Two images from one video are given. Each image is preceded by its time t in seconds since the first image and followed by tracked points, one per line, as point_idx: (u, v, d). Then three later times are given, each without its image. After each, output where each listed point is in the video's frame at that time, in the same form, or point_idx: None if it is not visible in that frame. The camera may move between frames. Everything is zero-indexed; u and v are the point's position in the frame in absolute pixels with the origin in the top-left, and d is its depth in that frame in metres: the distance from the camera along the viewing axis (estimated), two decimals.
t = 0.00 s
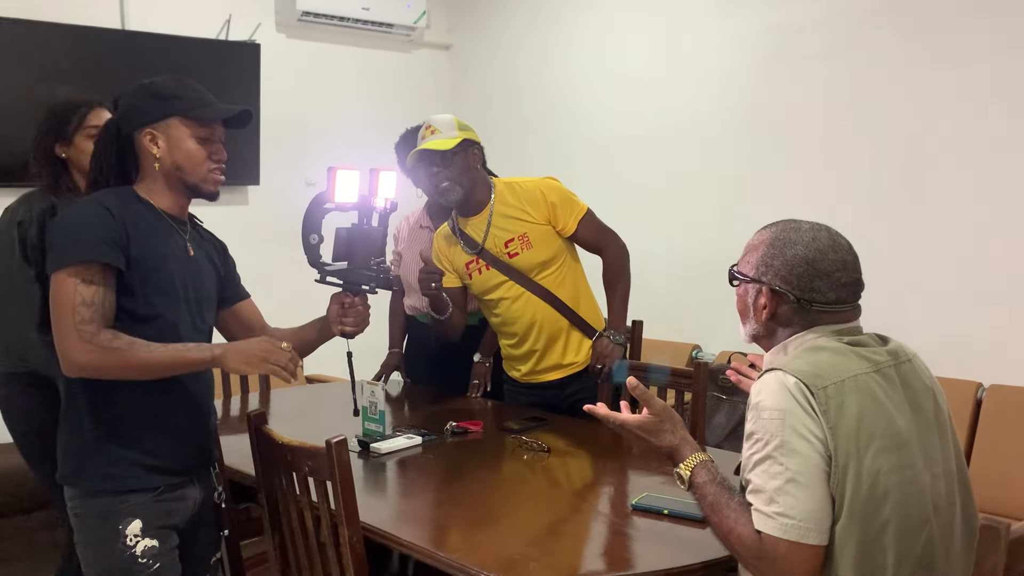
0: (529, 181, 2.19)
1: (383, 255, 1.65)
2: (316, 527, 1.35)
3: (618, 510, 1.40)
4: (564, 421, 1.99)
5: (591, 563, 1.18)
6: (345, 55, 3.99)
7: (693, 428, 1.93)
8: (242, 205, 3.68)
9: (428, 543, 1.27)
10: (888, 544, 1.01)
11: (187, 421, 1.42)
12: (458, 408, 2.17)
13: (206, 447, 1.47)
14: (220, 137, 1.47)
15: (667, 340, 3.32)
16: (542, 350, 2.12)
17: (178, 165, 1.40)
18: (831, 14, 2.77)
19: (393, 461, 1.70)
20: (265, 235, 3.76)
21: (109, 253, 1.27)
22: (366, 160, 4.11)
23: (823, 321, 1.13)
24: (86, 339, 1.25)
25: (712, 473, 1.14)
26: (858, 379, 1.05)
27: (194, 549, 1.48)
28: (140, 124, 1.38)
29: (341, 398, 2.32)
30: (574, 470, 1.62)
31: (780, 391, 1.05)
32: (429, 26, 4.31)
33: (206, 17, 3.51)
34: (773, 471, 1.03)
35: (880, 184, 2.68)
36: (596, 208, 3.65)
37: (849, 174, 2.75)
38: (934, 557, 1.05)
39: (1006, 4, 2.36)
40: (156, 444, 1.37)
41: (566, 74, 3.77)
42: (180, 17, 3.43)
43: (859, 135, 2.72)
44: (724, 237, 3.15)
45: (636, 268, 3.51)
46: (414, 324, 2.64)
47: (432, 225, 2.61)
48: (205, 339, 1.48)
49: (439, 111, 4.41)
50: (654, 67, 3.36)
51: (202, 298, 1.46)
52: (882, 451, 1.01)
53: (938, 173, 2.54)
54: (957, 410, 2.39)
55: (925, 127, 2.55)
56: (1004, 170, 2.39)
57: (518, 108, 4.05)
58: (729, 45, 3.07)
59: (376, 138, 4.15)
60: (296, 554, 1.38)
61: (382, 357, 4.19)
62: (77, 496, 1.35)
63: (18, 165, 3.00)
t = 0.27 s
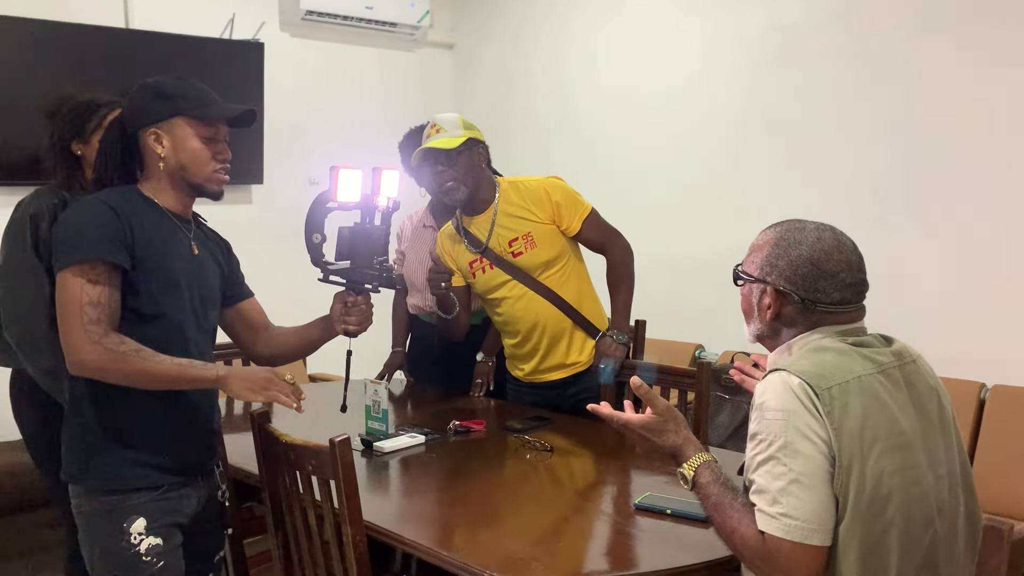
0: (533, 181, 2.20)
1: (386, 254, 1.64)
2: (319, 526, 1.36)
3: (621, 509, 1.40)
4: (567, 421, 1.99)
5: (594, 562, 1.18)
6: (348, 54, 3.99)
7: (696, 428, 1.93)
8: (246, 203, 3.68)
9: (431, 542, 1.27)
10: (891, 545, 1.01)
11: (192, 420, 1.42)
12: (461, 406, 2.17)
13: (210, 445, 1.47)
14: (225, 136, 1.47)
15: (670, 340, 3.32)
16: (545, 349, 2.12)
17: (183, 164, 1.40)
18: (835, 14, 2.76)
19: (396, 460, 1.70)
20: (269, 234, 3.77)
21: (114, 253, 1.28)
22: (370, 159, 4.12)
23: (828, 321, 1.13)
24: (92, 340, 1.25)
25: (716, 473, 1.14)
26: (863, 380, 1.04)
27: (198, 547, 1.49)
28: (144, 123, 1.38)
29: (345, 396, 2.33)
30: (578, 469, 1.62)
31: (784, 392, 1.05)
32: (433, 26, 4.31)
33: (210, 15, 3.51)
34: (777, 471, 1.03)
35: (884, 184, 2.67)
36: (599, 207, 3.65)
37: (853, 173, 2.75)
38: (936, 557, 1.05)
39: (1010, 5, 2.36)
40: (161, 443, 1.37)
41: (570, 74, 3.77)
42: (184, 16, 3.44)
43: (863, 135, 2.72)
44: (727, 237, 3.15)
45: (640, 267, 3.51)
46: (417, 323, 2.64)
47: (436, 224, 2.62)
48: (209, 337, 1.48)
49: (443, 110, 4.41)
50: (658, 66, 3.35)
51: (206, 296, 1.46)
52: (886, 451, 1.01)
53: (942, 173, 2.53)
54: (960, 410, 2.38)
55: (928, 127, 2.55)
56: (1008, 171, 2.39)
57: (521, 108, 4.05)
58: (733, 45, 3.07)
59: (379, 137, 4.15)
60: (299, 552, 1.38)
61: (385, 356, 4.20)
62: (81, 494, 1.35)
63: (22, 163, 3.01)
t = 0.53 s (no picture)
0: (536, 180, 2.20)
1: (388, 254, 1.65)
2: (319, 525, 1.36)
3: (622, 509, 1.40)
4: (568, 421, 1.99)
5: (595, 563, 1.18)
6: (350, 54, 3.99)
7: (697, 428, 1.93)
8: (248, 203, 3.68)
9: (432, 542, 1.27)
10: (892, 545, 1.01)
11: (195, 420, 1.42)
12: (462, 406, 2.17)
13: (212, 445, 1.47)
14: (228, 136, 1.47)
15: (671, 340, 3.32)
16: (546, 349, 2.12)
17: (186, 164, 1.40)
18: (837, 15, 2.76)
19: (397, 460, 1.70)
20: (271, 234, 3.77)
21: (118, 252, 1.28)
22: (371, 159, 4.12)
23: (829, 322, 1.13)
24: (95, 342, 1.25)
25: (717, 474, 1.14)
26: (863, 381, 1.04)
27: (199, 547, 1.49)
28: (148, 123, 1.39)
29: (346, 396, 2.33)
30: (579, 469, 1.62)
31: (784, 393, 1.05)
32: (435, 26, 4.31)
33: (212, 15, 3.51)
34: (777, 472, 1.03)
35: (885, 184, 2.67)
36: (601, 207, 3.65)
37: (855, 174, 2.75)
38: (938, 558, 1.05)
39: (1012, 5, 2.35)
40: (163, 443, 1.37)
41: (571, 74, 3.77)
42: (186, 16, 3.44)
43: (865, 135, 2.72)
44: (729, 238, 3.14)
45: (641, 267, 3.51)
46: (419, 323, 2.64)
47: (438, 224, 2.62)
48: (211, 337, 1.48)
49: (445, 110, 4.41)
50: (659, 67, 3.35)
51: (210, 296, 1.46)
52: (887, 452, 1.01)
53: (944, 174, 2.53)
54: (962, 411, 2.38)
55: (930, 128, 2.55)
56: (1010, 172, 2.38)
57: (523, 108, 4.05)
58: (735, 45, 3.07)
59: (380, 137, 4.15)
60: (300, 552, 1.38)
61: (386, 356, 4.20)
62: (83, 494, 1.35)
63: (24, 162, 3.01)
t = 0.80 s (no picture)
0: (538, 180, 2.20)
1: (390, 256, 1.64)
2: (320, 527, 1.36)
3: (622, 511, 1.40)
4: (568, 422, 1.99)
5: (597, 565, 1.18)
6: (351, 55, 3.99)
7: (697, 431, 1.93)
8: (249, 204, 3.69)
9: (433, 544, 1.27)
10: (892, 547, 1.01)
11: (196, 421, 1.43)
12: (462, 408, 2.17)
13: (213, 446, 1.47)
14: (230, 137, 1.47)
15: (671, 342, 3.31)
16: (547, 351, 2.12)
17: (188, 165, 1.40)
18: (838, 16, 2.76)
19: (397, 461, 1.70)
20: (272, 236, 3.78)
21: (120, 254, 1.28)
22: (372, 161, 4.12)
23: (829, 324, 1.13)
24: (98, 344, 1.25)
25: (717, 476, 1.14)
26: (864, 383, 1.04)
27: (199, 548, 1.49)
28: (150, 123, 1.39)
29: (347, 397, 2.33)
30: (579, 471, 1.62)
31: (785, 395, 1.05)
32: (436, 27, 4.31)
33: (214, 16, 3.52)
34: (777, 474, 1.03)
35: (886, 186, 2.67)
36: (602, 209, 3.65)
37: (856, 176, 2.75)
38: (938, 560, 1.05)
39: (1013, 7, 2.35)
40: (164, 444, 1.37)
41: (572, 76, 3.77)
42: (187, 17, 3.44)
43: (866, 137, 2.72)
44: (730, 239, 3.14)
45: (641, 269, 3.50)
46: (420, 324, 2.64)
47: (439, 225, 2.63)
48: (213, 338, 1.48)
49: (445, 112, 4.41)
50: (660, 69, 3.36)
51: (212, 297, 1.46)
52: (887, 454, 1.01)
53: (945, 176, 2.53)
54: (962, 413, 2.38)
55: (931, 129, 2.55)
56: (1011, 174, 2.38)
57: (523, 109, 4.05)
58: (736, 47, 3.07)
59: (381, 138, 4.15)
60: (300, 553, 1.38)
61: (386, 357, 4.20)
62: (84, 494, 1.35)
63: (25, 163, 3.01)
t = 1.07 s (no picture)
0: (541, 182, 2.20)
1: (389, 258, 1.64)
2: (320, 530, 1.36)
3: (621, 514, 1.40)
4: (568, 425, 1.99)
5: (596, 567, 1.18)
6: (350, 57, 3.99)
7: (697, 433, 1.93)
8: (249, 207, 3.69)
9: (433, 547, 1.27)
10: (892, 551, 1.01)
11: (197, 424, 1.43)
12: (462, 410, 2.17)
13: (213, 449, 1.47)
14: (230, 139, 1.47)
15: (671, 344, 3.31)
16: (547, 353, 2.12)
17: (189, 168, 1.41)
18: (838, 19, 2.76)
19: (397, 464, 1.70)
20: (272, 238, 3.78)
21: (121, 257, 1.28)
22: (372, 163, 4.13)
23: (829, 327, 1.13)
24: (99, 348, 1.25)
25: (716, 480, 1.14)
26: (863, 386, 1.04)
27: (199, 551, 1.49)
28: (150, 126, 1.39)
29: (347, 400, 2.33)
30: (579, 473, 1.62)
31: (784, 398, 1.05)
32: (436, 30, 4.31)
33: (214, 19, 3.52)
34: (776, 478, 1.03)
35: (886, 188, 2.67)
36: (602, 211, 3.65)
37: (855, 178, 2.75)
38: (939, 563, 1.04)
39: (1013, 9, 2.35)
40: (164, 447, 1.37)
41: (572, 78, 3.77)
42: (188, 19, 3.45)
43: (866, 139, 2.72)
44: (729, 241, 3.15)
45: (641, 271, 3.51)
46: (420, 327, 2.64)
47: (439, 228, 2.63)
48: (213, 340, 1.48)
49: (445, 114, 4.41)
50: (659, 71, 3.36)
51: (212, 299, 1.46)
52: (886, 457, 1.01)
53: (945, 178, 2.53)
54: (962, 416, 2.38)
55: (931, 132, 2.55)
56: (1011, 176, 2.38)
57: (523, 112, 4.05)
58: (735, 49, 3.07)
59: (381, 141, 4.15)
60: (299, 556, 1.38)
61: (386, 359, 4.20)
62: (84, 497, 1.35)
63: (25, 165, 3.01)
